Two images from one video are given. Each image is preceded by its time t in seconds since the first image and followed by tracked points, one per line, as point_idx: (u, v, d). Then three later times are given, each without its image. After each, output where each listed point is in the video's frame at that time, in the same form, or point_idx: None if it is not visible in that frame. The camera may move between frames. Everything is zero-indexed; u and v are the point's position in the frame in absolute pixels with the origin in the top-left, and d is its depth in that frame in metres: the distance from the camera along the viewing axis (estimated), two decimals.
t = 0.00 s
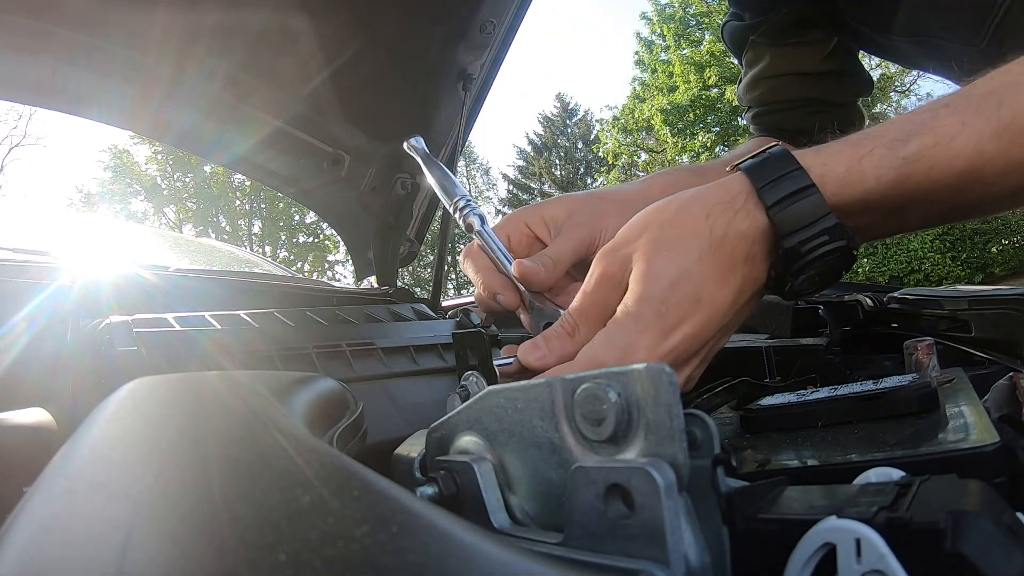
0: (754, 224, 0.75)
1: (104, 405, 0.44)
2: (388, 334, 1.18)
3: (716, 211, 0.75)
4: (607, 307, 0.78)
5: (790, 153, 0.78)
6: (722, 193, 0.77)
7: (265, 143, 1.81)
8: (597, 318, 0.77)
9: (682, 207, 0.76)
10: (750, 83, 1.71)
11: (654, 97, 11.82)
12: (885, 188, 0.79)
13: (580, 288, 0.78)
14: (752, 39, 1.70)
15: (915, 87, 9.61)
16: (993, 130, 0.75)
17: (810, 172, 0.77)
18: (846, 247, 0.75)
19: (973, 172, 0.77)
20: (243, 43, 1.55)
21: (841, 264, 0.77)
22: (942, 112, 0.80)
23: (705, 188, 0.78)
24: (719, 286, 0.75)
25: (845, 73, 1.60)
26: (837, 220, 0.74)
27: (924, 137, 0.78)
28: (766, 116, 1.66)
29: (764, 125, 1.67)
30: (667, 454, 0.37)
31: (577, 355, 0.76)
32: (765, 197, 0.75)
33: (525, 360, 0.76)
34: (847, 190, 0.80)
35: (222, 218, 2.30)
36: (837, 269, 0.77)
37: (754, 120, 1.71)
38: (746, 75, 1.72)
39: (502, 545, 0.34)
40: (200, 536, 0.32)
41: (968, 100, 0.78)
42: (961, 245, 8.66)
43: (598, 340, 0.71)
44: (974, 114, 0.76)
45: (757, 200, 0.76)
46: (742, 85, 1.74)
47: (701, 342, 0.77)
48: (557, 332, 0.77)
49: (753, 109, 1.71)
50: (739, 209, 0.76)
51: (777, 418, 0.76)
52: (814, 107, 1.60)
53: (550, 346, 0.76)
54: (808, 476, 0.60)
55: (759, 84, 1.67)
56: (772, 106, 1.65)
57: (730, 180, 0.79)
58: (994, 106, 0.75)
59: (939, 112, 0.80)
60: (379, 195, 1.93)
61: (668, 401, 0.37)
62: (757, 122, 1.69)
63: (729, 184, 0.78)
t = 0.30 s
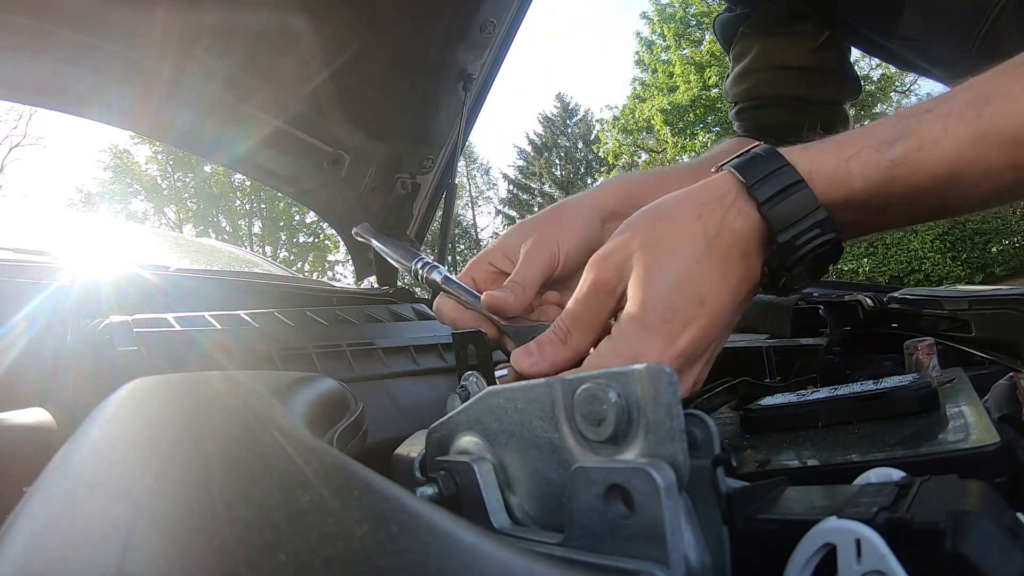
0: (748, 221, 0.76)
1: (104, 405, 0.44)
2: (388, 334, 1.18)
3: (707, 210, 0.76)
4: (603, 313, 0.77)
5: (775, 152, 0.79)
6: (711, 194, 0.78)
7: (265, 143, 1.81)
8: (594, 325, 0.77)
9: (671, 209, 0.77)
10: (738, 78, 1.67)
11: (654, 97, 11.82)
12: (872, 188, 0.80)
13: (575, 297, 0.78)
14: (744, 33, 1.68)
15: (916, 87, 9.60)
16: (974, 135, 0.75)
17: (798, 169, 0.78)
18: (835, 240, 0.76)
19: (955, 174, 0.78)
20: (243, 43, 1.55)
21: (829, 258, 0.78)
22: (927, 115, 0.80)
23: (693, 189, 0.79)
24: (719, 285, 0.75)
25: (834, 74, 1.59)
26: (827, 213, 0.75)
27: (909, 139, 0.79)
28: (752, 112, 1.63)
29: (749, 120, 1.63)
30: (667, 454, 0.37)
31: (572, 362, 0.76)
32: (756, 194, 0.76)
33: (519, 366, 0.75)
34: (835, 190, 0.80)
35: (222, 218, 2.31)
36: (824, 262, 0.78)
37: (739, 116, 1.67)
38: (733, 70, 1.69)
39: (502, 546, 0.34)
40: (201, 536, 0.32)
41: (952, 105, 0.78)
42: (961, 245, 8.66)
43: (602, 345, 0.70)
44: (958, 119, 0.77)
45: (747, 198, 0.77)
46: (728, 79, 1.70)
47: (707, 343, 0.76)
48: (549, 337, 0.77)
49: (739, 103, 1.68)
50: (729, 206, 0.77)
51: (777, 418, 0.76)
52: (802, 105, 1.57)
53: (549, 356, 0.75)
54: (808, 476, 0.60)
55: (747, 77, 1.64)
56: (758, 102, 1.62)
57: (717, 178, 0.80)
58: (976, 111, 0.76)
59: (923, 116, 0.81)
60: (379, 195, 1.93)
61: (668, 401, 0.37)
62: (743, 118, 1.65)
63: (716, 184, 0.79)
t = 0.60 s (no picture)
0: (742, 216, 0.76)
1: (104, 405, 0.44)
2: (388, 334, 1.19)
3: (702, 205, 0.76)
4: (602, 314, 0.76)
5: (768, 150, 0.80)
6: (704, 190, 0.78)
7: (265, 143, 1.81)
8: (593, 326, 0.76)
9: (666, 205, 0.77)
10: (731, 74, 1.70)
11: (654, 97, 11.81)
12: (864, 186, 0.79)
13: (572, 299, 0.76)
14: (740, 30, 1.69)
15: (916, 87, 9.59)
16: (964, 134, 0.76)
17: (792, 166, 0.79)
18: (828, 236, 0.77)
19: (944, 173, 0.78)
20: (243, 43, 1.55)
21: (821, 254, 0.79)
22: (915, 114, 0.80)
23: (686, 186, 0.79)
24: (716, 281, 0.75)
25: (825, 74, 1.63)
26: (820, 209, 0.76)
27: (899, 138, 0.79)
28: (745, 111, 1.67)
29: (744, 117, 1.67)
30: (667, 455, 0.37)
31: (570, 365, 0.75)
32: (750, 190, 0.76)
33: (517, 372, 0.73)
34: (827, 189, 0.80)
35: (223, 218, 2.31)
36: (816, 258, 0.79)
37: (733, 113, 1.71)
38: (726, 66, 1.72)
39: (502, 546, 0.34)
40: (201, 537, 0.32)
41: (940, 104, 0.79)
42: (962, 245, 8.66)
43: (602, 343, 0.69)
44: (947, 119, 0.78)
45: (740, 194, 0.78)
46: (721, 75, 1.73)
47: (705, 339, 0.76)
48: (548, 342, 0.76)
49: (732, 100, 1.71)
50: (723, 201, 0.77)
51: (778, 418, 0.76)
52: (799, 106, 1.61)
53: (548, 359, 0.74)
54: (808, 476, 0.60)
55: (741, 75, 1.66)
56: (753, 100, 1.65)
57: (707, 175, 0.81)
58: (965, 111, 0.77)
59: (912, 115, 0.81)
60: (379, 195, 1.93)
61: (669, 402, 0.37)
62: (739, 114, 1.69)
63: (708, 181, 0.79)
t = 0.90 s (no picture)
0: (739, 218, 0.76)
1: (103, 406, 0.44)
2: (389, 334, 1.18)
3: (698, 205, 0.76)
4: (598, 314, 0.75)
5: (763, 151, 0.80)
6: (702, 189, 0.78)
7: (265, 143, 1.81)
8: (591, 325, 0.75)
9: (664, 203, 0.76)
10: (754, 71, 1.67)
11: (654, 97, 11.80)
12: (859, 189, 0.79)
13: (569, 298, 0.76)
14: (753, 21, 1.69)
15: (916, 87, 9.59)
16: (959, 134, 0.76)
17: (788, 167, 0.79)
18: (820, 239, 0.78)
19: (940, 174, 0.78)
20: (243, 44, 1.55)
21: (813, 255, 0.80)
22: (911, 115, 0.81)
23: (684, 184, 0.78)
24: (708, 283, 0.75)
25: (845, 56, 1.61)
26: (815, 214, 0.77)
27: (895, 140, 0.79)
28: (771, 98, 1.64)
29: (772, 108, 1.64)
30: (668, 455, 0.37)
31: (570, 365, 0.73)
32: (748, 194, 0.76)
33: (516, 372, 0.71)
34: (824, 193, 0.80)
35: (223, 218, 2.31)
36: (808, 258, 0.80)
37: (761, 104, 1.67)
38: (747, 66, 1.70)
39: (503, 546, 0.34)
40: (201, 536, 0.32)
41: (935, 104, 0.79)
42: (962, 245, 8.66)
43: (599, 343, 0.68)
44: (943, 119, 0.78)
45: (737, 196, 0.77)
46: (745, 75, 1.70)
47: (696, 338, 0.76)
48: (547, 341, 0.74)
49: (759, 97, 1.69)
50: (720, 202, 0.77)
51: (778, 419, 0.76)
52: (826, 86, 1.57)
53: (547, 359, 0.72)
54: (808, 477, 0.60)
55: (761, 66, 1.65)
56: (777, 89, 1.62)
57: (705, 173, 0.80)
58: (959, 111, 0.77)
59: (908, 114, 0.81)
60: (380, 195, 1.93)
61: (670, 402, 0.37)
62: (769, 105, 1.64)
63: (705, 180, 0.79)
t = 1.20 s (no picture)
0: (762, 233, 0.74)
1: (103, 406, 0.44)
2: (389, 333, 1.19)
3: (720, 219, 0.74)
4: (604, 323, 0.75)
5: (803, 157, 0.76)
6: (727, 200, 0.76)
7: (265, 143, 1.81)
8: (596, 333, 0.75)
9: (683, 216, 0.75)
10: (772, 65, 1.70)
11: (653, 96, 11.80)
12: (897, 193, 0.74)
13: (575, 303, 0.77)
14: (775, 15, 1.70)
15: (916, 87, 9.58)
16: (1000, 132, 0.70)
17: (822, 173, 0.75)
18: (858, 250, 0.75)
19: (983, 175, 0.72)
20: (243, 43, 1.54)
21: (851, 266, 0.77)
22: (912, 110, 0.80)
23: (709, 195, 0.76)
24: (723, 298, 0.73)
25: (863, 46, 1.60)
26: (852, 227, 0.73)
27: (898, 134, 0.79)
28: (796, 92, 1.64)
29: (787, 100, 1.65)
30: (669, 455, 0.37)
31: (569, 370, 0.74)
32: (777, 202, 0.74)
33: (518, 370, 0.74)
34: (856, 198, 0.75)
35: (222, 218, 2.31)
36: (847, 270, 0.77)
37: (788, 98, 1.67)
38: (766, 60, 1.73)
39: (502, 546, 0.34)
40: (201, 535, 0.32)
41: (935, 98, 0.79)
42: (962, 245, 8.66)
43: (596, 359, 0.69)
44: (979, 114, 0.72)
45: (768, 206, 0.75)
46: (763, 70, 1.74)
47: (705, 355, 0.75)
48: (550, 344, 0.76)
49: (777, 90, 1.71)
50: (744, 216, 0.75)
51: (777, 419, 0.76)
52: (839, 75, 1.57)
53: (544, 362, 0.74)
54: (808, 476, 0.61)
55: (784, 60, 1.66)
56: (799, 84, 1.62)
57: (734, 182, 0.78)
58: (1000, 108, 0.71)
59: (946, 112, 0.75)
60: (380, 195, 1.93)
61: (670, 402, 0.37)
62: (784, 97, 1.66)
63: (733, 191, 0.77)
